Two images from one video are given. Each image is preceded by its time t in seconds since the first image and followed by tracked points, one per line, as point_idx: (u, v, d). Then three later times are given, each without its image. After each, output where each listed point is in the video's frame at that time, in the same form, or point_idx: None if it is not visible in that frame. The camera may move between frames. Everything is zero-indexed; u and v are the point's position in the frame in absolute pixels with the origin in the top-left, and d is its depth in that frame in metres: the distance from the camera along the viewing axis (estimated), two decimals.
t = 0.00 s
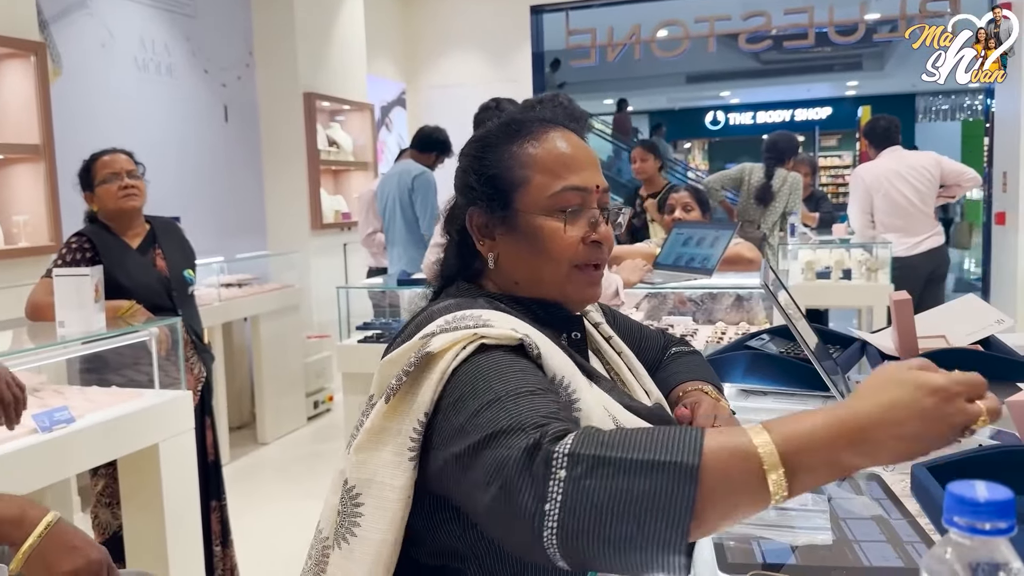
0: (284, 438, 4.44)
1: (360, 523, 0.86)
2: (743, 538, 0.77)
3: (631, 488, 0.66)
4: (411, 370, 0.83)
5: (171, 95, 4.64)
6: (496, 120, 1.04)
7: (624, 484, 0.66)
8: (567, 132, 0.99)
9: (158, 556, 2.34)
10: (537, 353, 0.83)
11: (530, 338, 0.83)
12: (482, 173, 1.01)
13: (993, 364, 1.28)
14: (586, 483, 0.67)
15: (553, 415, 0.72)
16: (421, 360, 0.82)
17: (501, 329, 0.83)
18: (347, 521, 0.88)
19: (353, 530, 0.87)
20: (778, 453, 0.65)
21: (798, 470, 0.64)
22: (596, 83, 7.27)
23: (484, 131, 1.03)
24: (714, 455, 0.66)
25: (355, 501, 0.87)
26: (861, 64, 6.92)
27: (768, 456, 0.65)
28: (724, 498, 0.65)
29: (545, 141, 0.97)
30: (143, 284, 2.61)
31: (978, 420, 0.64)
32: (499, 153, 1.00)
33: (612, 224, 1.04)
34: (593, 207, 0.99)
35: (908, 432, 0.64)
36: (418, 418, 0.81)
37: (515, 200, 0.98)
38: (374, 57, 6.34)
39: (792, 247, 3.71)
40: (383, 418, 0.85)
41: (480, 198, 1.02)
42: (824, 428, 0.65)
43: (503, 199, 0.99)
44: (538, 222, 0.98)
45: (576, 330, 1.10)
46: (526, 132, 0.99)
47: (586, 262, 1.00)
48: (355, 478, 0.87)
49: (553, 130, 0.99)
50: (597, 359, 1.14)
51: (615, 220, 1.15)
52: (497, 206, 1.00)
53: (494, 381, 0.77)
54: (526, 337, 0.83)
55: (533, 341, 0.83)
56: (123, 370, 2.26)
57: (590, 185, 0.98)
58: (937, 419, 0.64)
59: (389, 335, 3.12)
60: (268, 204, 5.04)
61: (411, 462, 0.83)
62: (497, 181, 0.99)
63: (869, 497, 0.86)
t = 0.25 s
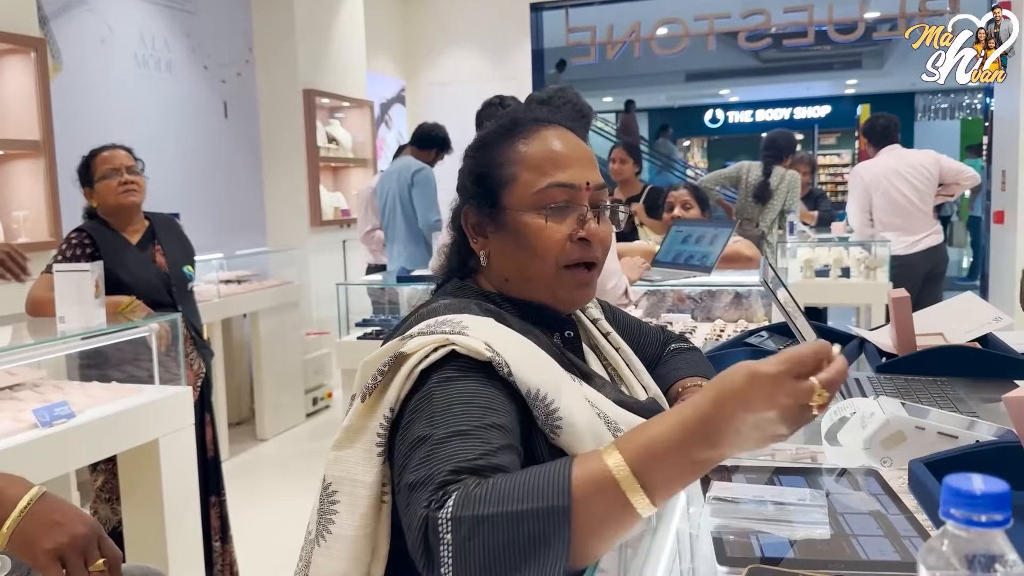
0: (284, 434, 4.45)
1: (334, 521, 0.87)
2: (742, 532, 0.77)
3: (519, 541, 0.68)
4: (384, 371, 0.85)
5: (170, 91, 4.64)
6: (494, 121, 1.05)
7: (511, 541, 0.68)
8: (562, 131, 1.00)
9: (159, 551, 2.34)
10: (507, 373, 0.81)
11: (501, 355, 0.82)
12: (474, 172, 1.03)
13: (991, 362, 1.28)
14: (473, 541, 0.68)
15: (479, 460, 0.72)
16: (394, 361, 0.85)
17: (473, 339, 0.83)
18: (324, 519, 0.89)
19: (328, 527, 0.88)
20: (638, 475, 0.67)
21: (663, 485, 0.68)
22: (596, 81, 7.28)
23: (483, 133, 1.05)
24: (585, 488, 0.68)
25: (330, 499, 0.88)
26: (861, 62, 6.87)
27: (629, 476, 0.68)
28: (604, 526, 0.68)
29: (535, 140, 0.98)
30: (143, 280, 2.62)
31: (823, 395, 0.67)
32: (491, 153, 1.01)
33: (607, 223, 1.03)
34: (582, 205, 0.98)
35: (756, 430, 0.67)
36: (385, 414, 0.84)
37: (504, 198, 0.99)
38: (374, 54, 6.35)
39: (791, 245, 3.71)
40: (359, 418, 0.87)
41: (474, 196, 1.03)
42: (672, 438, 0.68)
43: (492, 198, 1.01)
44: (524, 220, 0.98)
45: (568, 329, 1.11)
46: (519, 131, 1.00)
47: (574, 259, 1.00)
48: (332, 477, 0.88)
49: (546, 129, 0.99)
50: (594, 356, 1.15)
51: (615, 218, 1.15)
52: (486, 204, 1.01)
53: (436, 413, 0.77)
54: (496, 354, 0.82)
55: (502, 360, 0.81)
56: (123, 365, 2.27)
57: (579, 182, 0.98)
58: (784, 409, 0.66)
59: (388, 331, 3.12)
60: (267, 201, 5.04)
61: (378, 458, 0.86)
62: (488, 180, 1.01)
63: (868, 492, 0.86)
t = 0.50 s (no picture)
0: (282, 431, 4.46)
1: (312, 520, 0.89)
2: (738, 532, 0.77)
3: None
4: (364, 375, 0.87)
5: (169, 88, 4.63)
6: (498, 123, 1.07)
7: (443, 575, 0.70)
8: (564, 135, 1.01)
9: (156, 548, 2.34)
10: (488, 385, 0.83)
11: (481, 368, 0.84)
12: (474, 174, 1.04)
13: (988, 363, 1.28)
14: None
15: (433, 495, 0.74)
16: (375, 366, 0.87)
17: (454, 349, 0.85)
18: (304, 517, 0.90)
19: (307, 526, 0.89)
20: (513, 490, 0.68)
21: (536, 495, 0.68)
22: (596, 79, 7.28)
23: (486, 135, 1.06)
24: (480, 510, 0.69)
25: (309, 498, 0.89)
26: (860, 60, 6.93)
27: (515, 495, 0.68)
28: (514, 545, 0.69)
29: (536, 143, 0.99)
30: (141, 276, 2.62)
31: (635, 365, 0.63)
32: (492, 155, 1.02)
33: (604, 231, 1.02)
34: (577, 213, 0.98)
35: (591, 418, 0.65)
36: (361, 416, 0.86)
37: (500, 200, 1.00)
38: (373, 51, 6.34)
39: (790, 244, 3.72)
40: (338, 419, 0.88)
41: (471, 196, 1.04)
42: (530, 443, 0.68)
43: (489, 199, 1.01)
44: (519, 223, 0.99)
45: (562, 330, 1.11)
46: (521, 134, 1.01)
47: (565, 266, 1.00)
48: (312, 477, 0.90)
49: (549, 133, 1.00)
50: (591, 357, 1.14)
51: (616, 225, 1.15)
52: (483, 206, 1.02)
53: (400, 441, 0.79)
54: (476, 367, 0.84)
55: (482, 373, 0.83)
56: (121, 362, 2.27)
57: (574, 189, 0.98)
58: (595, 387, 0.64)
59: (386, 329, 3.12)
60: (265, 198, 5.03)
61: (350, 456, 0.87)
62: (486, 180, 1.02)
63: (864, 492, 0.86)
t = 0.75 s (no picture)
0: (279, 427, 4.45)
1: (300, 516, 0.87)
2: (738, 532, 0.76)
3: (396, 566, 0.72)
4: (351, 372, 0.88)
5: (168, 82, 4.62)
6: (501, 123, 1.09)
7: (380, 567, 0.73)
8: (565, 141, 1.03)
9: (151, 545, 2.33)
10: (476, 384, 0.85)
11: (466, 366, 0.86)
12: (472, 173, 1.06)
13: (989, 363, 1.27)
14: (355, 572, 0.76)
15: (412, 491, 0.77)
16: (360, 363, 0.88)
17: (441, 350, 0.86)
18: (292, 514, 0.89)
19: (295, 523, 0.88)
20: (417, 465, 0.71)
21: (430, 465, 0.70)
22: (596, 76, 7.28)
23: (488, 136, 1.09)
24: (399, 491, 0.73)
25: (297, 495, 0.88)
26: (859, 60, 7.13)
27: (424, 476, 0.71)
28: (431, 524, 0.71)
29: (536, 147, 1.02)
30: (137, 271, 2.61)
31: (437, 307, 0.65)
32: (492, 155, 1.04)
33: (597, 239, 1.05)
34: (569, 223, 1.02)
35: (436, 373, 0.68)
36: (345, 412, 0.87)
37: (494, 205, 1.03)
38: (373, 46, 6.32)
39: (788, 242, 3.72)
40: (326, 414, 0.88)
41: (468, 194, 1.07)
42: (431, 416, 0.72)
43: (484, 201, 1.04)
44: (510, 229, 1.01)
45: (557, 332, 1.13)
46: (520, 137, 1.03)
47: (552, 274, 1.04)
48: (300, 473, 0.88)
49: (549, 139, 1.03)
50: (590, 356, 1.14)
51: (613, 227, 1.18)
52: (478, 207, 1.05)
53: (380, 440, 0.82)
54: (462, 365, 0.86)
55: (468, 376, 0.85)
56: (117, 358, 2.26)
57: (567, 199, 1.01)
58: (418, 338, 0.67)
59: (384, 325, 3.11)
60: (263, 194, 5.02)
61: (333, 451, 0.88)
62: (483, 182, 1.04)
63: (865, 493, 0.85)
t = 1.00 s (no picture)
0: (276, 423, 4.43)
1: (292, 516, 0.87)
2: (741, 533, 0.75)
3: (378, 565, 0.70)
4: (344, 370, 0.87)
5: (165, 76, 4.60)
6: (491, 120, 1.09)
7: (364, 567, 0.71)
8: (557, 140, 1.04)
9: (147, 540, 2.32)
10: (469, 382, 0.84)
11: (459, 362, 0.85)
12: (464, 173, 1.06)
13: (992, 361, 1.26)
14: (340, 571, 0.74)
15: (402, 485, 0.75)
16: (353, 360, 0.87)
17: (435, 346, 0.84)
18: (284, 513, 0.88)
19: (287, 523, 0.87)
20: (396, 459, 0.70)
21: (408, 458, 0.69)
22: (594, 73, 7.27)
23: (480, 132, 1.09)
24: (381, 487, 0.71)
25: (289, 495, 0.87)
26: (859, 58, 7.14)
27: (402, 471, 0.69)
28: (411, 520, 0.70)
29: (528, 147, 1.02)
30: (133, 265, 2.59)
31: (406, 293, 0.65)
32: (482, 154, 1.05)
33: (594, 243, 1.05)
34: (561, 226, 1.02)
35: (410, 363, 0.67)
36: (337, 408, 0.86)
37: (485, 207, 1.03)
38: (371, 42, 6.30)
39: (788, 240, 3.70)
40: (319, 412, 0.87)
41: (459, 196, 1.07)
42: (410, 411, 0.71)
43: (476, 203, 1.04)
44: (500, 232, 1.02)
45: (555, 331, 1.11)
46: (511, 136, 1.04)
47: (545, 278, 1.03)
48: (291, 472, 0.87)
49: (542, 139, 1.03)
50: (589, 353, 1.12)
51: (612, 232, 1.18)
52: (470, 209, 1.06)
53: (371, 436, 0.81)
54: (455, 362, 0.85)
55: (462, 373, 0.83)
56: (113, 353, 2.24)
57: (558, 203, 1.02)
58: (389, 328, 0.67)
59: (382, 322, 3.09)
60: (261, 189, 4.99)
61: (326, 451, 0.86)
62: (474, 182, 1.04)
63: (870, 494, 0.84)
